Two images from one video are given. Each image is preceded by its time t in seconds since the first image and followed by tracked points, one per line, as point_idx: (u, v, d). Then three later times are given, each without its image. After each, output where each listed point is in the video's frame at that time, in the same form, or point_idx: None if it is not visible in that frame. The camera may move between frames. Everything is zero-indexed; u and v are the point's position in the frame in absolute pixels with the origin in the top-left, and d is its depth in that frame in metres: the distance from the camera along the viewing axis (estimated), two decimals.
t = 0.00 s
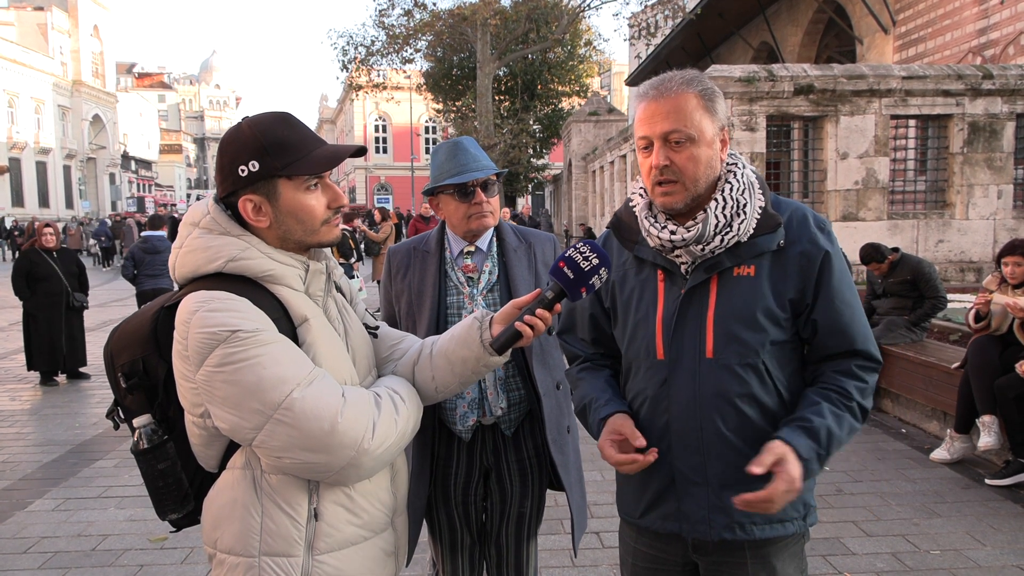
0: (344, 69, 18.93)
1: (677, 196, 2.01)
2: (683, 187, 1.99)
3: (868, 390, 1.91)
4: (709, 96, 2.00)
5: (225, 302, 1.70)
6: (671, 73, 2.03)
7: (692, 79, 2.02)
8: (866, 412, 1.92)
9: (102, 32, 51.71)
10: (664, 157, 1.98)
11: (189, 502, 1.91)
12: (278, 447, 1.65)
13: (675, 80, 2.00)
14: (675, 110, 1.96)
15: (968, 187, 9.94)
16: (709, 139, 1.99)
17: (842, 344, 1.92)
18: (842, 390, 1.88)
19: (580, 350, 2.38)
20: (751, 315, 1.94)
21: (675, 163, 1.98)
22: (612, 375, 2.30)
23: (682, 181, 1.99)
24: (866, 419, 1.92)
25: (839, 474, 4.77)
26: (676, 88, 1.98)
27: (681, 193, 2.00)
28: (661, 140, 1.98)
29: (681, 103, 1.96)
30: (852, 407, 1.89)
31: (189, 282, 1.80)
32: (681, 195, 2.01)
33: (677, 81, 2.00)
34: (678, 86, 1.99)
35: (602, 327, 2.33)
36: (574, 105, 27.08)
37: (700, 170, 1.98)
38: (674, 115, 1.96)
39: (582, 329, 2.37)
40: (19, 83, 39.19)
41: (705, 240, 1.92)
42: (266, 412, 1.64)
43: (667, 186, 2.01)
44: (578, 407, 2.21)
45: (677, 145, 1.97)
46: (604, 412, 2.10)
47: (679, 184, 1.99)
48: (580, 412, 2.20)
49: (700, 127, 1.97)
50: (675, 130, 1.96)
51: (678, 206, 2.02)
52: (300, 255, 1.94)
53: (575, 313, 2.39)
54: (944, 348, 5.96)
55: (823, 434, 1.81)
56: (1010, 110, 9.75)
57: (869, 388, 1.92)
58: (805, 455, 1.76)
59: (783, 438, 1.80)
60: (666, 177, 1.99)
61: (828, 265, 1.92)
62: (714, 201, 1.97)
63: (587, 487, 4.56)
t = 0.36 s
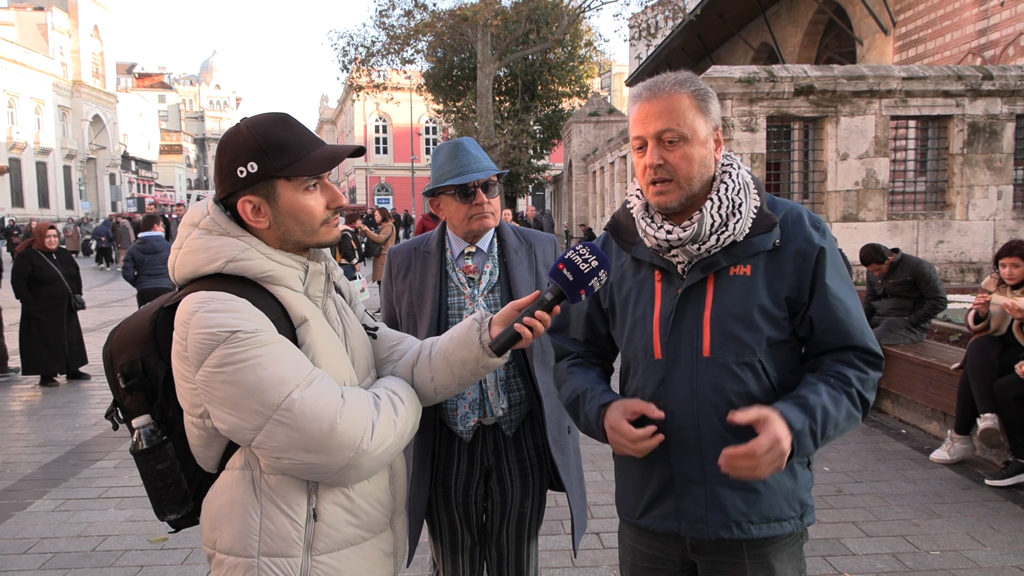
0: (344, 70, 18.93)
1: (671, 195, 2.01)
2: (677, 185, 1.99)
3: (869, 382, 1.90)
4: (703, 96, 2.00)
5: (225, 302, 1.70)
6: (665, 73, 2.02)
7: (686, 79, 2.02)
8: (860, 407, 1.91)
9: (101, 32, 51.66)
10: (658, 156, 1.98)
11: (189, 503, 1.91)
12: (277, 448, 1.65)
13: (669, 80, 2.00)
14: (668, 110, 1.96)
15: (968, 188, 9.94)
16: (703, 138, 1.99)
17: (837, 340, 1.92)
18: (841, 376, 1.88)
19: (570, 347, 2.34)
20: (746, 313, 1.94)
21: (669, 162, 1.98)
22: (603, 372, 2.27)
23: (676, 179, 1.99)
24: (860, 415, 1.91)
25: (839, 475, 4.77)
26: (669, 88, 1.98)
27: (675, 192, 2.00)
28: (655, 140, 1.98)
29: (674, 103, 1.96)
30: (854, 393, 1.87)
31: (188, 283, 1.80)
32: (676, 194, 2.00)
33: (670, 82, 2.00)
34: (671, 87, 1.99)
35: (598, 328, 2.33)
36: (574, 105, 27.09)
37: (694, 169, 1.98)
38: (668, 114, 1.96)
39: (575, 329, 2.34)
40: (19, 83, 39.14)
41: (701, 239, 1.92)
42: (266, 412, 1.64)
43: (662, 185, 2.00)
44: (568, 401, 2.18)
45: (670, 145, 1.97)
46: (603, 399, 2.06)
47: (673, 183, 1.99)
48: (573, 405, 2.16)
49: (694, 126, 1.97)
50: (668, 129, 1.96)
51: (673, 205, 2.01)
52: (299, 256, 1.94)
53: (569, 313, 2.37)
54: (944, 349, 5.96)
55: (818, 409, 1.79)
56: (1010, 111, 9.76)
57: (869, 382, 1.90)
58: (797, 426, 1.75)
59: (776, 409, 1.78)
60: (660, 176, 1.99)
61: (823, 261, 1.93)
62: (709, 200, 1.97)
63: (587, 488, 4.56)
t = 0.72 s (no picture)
0: (345, 70, 18.95)
1: (671, 207, 2.01)
2: (677, 198, 2.00)
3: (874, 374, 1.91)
4: (697, 106, 2.00)
5: (226, 303, 1.70)
6: (657, 84, 2.01)
7: (679, 89, 2.01)
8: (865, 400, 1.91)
9: (102, 32, 51.65)
10: (656, 171, 1.98)
11: (189, 504, 1.91)
12: (277, 449, 1.65)
13: (662, 92, 1.99)
14: (665, 125, 1.95)
15: (968, 189, 9.94)
16: (699, 149, 1.99)
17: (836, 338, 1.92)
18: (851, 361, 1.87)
19: (573, 350, 2.36)
20: (744, 314, 1.94)
21: (666, 175, 1.98)
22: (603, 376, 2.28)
23: (676, 192, 1.99)
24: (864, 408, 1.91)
25: (839, 475, 4.77)
26: (664, 101, 1.97)
27: (674, 205, 2.01)
28: (652, 154, 1.98)
29: (669, 116, 1.95)
30: (867, 371, 1.86)
31: (189, 284, 1.80)
32: (676, 206, 2.01)
33: (664, 93, 1.99)
34: (665, 100, 1.98)
35: (598, 330, 2.32)
36: (574, 106, 27.09)
37: (693, 179, 1.99)
38: (663, 128, 1.95)
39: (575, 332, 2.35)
40: (19, 83, 39.10)
41: (699, 242, 1.92)
42: (266, 413, 1.64)
43: (661, 197, 2.01)
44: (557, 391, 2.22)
45: (668, 159, 1.97)
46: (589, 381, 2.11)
47: (673, 196, 2.00)
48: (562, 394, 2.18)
49: (691, 138, 1.97)
50: (666, 144, 1.95)
51: (672, 215, 2.02)
52: (299, 257, 1.94)
53: (569, 317, 2.37)
54: (944, 350, 5.96)
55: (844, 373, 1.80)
56: (1011, 112, 9.76)
57: (872, 376, 1.89)
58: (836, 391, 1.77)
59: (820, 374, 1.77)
60: (660, 190, 1.99)
61: (821, 261, 1.93)
62: (707, 203, 1.97)
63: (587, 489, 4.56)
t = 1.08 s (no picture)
0: (345, 70, 18.95)
1: (673, 204, 2.01)
2: (679, 195, 2.00)
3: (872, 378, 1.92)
4: (698, 104, 2.00)
5: (227, 303, 1.69)
6: (658, 81, 2.01)
7: (680, 86, 2.01)
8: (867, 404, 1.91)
9: (102, 32, 51.66)
10: (658, 167, 1.97)
11: (190, 504, 1.91)
12: (278, 450, 1.64)
13: (664, 89, 1.99)
14: (666, 121, 1.95)
15: (969, 190, 9.95)
16: (700, 146, 1.99)
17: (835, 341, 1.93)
18: (852, 371, 1.87)
19: (572, 353, 2.35)
20: (744, 317, 1.94)
21: (669, 172, 1.98)
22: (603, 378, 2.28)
23: (678, 189, 1.99)
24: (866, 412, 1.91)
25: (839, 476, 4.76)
26: (665, 98, 1.97)
27: (676, 201, 2.01)
28: (655, 150, 1.97)
29: (671, 112, 1.95)
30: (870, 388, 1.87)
31: (191, 284, 1.80)
32: (677, 203, 2.01)
33: (666, 90, 1.99)
34: (667, 96, 1.98)
35: (599, 331, 2.31)
36: (575, 106, 27.10)
37: (695, 178, 1.99)
38: (665, 125, 1.95)
39: (576, 334, 2.34)
40: (20, 84, 39.06)
41: (699, 244, 1.92)
42: (267, 414, 1.64)
43: (663, 194, 2.01)
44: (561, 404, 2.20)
45: (670, 155, 1.97)
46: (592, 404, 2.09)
47: (675, 193, 2.00)
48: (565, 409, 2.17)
49: (692, 135, 1.97)
50: (667, 140, 1.96)
51: (674, 213, 2.02)
52: (301, 257, 1.94)
53: (569, 317, 2.35)
54: (945, 351, 5.96)
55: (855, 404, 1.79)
56: (1011, 113, 9.75)
57: (871, 383, 1.89)
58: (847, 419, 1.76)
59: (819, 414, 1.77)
60: (661, 187, 1.99)
61: (820, 265, 1.93)
62: (707, 205, 1.97)
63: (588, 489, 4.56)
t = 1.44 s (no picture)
0: (345, 70, 18.94)
1: (680, 203, 2.00)
2: (685, 194, 2.00)
3: (863, 378, 1.92)
4: (698, 104, 1.99)
5: (226, 304, 1.69)
6: (660, 81, 2.00)
7: (680, 86, 2.00)
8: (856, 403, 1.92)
9: (102, 33, 51.62)
10: (666, 168, 1.96)
11: (190, 505, 1.90)
12: (278, 451, 1.64)
13: (665, 89, 1.98)
14: (672, 121, 1.94)
15: (969, 190, 9.94)
16: (704, 144, 1.99)
17: (828, 341, 1.93)
18: (835, 369, 1.89)
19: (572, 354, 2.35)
20: (742, 316, 1.94)
21: (677, 174, 1.97)
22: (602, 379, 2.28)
23: (684, 189, 1.99)
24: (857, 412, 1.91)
25: (839, 476, 4.76)
26: (669, 98, 1.96)
27: (682, 201, 2.00)
28: (661, 152, 1.96)
29: (675, 113, 1.94)
30: (848, 385, 1.87)
31: (191, 284, 1.80)
32: (684, 203, 2.01)
33: (668, 90, 1.98)
34: (670, 96, 1.96)
35: (598, 331, 2.31)
36: (575, 106, 27.09)
37: (699, 178, 1.99)
38: (671, 126, 1.94)
39: (576, 333, 2.33)
40: (20, 84, 39.02)
41: (698, 243, 1.92)
42: (267, 415, 1.63)
43: (669, 195, 2.00)
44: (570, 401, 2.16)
45: (676, 155, 1.96)
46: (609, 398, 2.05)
47: (681, 192, 1.99)
48: (577, 406, 2.13)
49: (696, 135, 1.97)
50: (673, 140, 1.95)
51: (681, 213, 2.01)
52: (301, 257, 1.94)
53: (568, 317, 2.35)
54: (944, 351, 5.96)
55: (817, 398, 1.80)
56: (1011, 112, 9.75)
57: (858, 383, 1.90)
58: (798, 413, 1.75)
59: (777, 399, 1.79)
60: (669, 187, 1.98)
61: (817, 264, 1.93)
62: (706, 205, 1.97)
63: (588, 490, 4.56)
